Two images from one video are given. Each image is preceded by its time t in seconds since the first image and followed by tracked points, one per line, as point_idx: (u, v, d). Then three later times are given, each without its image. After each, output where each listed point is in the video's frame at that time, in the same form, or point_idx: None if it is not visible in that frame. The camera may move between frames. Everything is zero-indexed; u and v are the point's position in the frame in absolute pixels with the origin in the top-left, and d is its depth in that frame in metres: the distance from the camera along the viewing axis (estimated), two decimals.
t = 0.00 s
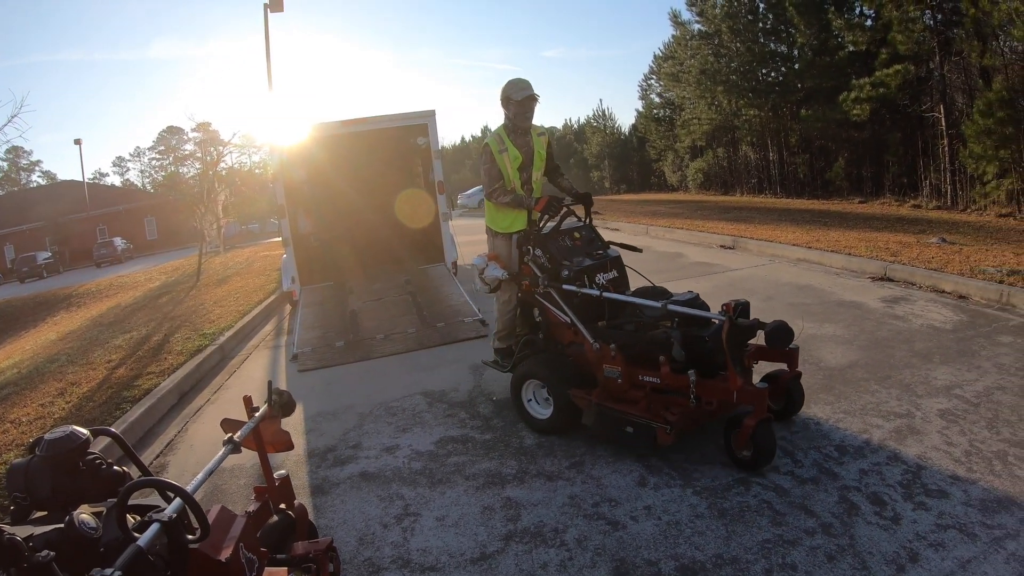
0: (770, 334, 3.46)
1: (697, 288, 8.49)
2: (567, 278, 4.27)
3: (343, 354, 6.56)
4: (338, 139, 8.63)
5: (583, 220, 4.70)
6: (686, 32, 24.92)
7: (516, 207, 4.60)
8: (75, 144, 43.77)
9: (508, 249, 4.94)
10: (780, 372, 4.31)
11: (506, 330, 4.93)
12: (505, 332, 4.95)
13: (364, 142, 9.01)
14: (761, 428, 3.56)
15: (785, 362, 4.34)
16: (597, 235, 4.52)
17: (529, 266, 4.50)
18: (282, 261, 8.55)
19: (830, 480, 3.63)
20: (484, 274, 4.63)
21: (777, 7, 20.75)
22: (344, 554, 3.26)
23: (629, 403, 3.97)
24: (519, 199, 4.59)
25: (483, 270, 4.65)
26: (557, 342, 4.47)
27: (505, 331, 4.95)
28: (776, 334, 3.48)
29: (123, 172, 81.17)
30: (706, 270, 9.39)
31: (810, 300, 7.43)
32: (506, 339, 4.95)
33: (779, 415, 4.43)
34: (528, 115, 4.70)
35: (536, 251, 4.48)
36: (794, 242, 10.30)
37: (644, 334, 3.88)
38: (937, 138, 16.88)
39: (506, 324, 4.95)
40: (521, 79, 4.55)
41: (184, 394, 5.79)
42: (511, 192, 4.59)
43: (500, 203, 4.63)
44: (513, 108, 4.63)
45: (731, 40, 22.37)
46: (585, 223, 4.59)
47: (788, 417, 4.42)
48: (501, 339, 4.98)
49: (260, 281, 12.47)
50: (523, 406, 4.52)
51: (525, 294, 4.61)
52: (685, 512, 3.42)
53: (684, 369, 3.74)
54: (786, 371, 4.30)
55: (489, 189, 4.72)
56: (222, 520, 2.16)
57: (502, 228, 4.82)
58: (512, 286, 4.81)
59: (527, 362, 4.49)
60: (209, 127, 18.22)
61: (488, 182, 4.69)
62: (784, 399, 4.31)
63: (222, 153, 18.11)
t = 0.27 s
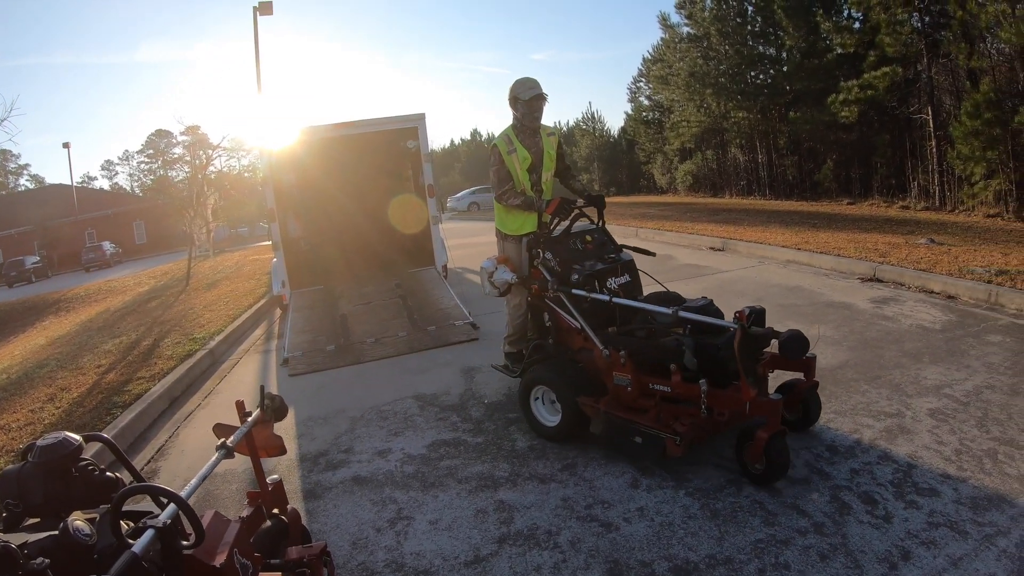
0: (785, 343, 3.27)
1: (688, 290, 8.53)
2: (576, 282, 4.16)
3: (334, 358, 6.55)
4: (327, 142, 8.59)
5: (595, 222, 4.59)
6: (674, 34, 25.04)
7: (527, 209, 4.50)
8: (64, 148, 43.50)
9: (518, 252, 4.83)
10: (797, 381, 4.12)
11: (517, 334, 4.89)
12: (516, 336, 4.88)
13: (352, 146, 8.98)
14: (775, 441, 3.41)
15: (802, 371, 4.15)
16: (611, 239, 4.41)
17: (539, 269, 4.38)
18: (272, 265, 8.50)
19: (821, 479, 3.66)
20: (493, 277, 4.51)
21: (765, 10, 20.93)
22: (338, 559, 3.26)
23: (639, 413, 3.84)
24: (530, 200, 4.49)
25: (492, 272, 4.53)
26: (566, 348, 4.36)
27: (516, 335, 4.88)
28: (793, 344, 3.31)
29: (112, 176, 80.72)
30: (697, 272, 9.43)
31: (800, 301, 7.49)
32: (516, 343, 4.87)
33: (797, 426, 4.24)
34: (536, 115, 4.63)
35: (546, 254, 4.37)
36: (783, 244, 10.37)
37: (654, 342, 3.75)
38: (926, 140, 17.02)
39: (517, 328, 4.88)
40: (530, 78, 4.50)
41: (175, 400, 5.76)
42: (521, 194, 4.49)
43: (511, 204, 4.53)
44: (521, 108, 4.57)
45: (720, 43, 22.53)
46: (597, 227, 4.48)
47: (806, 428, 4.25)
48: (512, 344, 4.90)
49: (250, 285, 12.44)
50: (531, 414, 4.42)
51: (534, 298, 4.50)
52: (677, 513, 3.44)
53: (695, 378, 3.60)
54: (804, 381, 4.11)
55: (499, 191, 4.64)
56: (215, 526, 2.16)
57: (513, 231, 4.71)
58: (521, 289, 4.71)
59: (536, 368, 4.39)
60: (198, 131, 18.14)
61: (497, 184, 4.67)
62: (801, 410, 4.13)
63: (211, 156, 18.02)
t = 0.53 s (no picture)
0: (805, 359, 3.17)
1: (675, 293, 8.58)
2: (590, 289, 4.03)
3: (322, 363, 6.54)
4: (313, 146, 8.54)
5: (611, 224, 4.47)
6: (659, 38, 25.20)
7: (540, 212, 4.42)
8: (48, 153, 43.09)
9: (531, 255, 4.78)
10: (819, 395, 3.92)
11: (532, 340, 4.83)
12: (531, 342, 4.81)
13: (337, 149, 8.94)
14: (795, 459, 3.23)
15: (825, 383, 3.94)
16: (627, 242, 4.28)
17: (552, 274, 4.25)
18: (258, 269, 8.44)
19: (811, 479, 3.69)
20: (505, 282, 4.40)
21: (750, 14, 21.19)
22: (329, 564, 3.26)
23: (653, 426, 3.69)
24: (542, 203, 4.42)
25: (503, 276, 4.43)
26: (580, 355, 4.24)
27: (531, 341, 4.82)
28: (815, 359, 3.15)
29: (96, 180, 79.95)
30: (684, 275, 9.49)
31: (786, 302, 7.56)
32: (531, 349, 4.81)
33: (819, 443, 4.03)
34: (548, 115, 4.56)
35: (561, 259, 4.24)
36: (769, 246, 10.46)
37: (670, 353, 3.60)
38: (909, 142, 17.24)
39: (532, 334, 4.81)
40: (542, 76, 4.43)
41: (162, 406, 5.71)
42: (534, 197, 4.43)
43: (524, 207, 4.46)
44: (533, 107, 4.49)
45: (705, 46, 22.73)
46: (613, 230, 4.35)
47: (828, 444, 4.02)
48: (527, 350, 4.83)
49: (236, 290, 12.38)
50: (543, 423, 4.30)
51: (548, 304, 4.37)
52: (667, 514, 3.46)
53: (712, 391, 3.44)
54: (827, 394, 3.90)
55: (512, 193, 4.58)
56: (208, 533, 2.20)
57: (527, 234, 4.65)
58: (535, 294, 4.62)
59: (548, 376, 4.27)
60: (183, 135, 18.02)
61: (510, 186, 4.58)
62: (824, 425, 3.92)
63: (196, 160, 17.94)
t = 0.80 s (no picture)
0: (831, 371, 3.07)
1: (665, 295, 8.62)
2: (602, 294, 3.83)
3: (312, 367, 6.52)
4: (302, 150, 8.53)
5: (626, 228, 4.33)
6: (648, 41, 25.34)
7: (553, 214, 4.24)
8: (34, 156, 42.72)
9: (544, 259, 4.61)
10: (841, 407, 3.70)
11: (546, 346, 4.65)
12: (544, 349, 4.69)
13: (326, 153, 8.93)
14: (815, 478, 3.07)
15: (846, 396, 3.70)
16: (644, 246, 4.13)
17: (564, 278, 4.08)
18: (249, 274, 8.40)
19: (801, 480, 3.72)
20: (517, 287, 4.24)
21: (738, 18, 21.38)
22: (322, 570, 3.24)
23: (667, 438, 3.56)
24: (557, 205, 4.23)
25: (515, 281, 4.26)
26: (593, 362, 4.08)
27: (544, 348, 4.68)
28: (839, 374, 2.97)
29: (82, 184, 79.26)
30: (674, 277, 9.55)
31: (776, 304, 7.61)
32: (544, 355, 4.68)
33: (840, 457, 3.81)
34: (561, 113, 4.40)
35: (574, 263, 4.08)
36: (759, 248, 10.53)
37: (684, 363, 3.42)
38: (896, 144, 17.42)
39: (544, 341, 4.68)
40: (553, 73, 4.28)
41: (151, 412, 5.67)
42: (547, 199, 4.24)
43: (537, 209, 4.29)
44: (546, 105, 4.35)
45: (693, 50, 22.86)
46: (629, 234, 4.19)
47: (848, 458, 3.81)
48: (539, 356, 4.69)
49: (226, 294, 12.33)
50: (554, 432, 4.18)
51: (559, 310, 4.19)
52: (659, 517, 3.48)
53: (729, 404, 3.28)
54: (848, 406, 3.67)
55: (524, 195, 4.40)
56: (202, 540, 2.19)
57: (540, 237, 4.47)
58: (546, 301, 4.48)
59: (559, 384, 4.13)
60: (171, 138, 17.94)
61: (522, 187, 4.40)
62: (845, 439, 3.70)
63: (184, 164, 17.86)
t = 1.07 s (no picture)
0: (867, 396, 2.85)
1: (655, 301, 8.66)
2: (625, 306, 3.70)
3: (303, 373, 6.51)
4: (291, 156, 8.55)
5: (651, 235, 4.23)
6: (638, 47, 25.49)
7: (576, 219, 4.13)
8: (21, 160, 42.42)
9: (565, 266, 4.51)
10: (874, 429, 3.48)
11: (565, 358, 4.57)
12: (562, 359, 4.58)
13: (316, 160, 8.96)
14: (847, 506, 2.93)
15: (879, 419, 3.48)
16: (669, 255, 3.99)
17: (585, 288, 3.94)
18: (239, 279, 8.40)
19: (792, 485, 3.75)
20: (535, 295, 4.14)
21: (728, 24, 21.58)
22: None
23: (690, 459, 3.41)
24: (580, 209, 4.12)
25: (533, 289, 4.17)
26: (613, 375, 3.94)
27: (563, 358, 4.57)
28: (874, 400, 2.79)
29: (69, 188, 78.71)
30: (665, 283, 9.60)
31: (766, 310, 7.67)
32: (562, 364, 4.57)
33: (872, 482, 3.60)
34: (584, 112, 4.39)
35: (597, 272, 3.95)
36: (748, 254, 10.60)
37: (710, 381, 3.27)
38: (884, 149, 17.63)
39: (564, 351, 4.56)
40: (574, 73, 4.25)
41: (141, 419, 5.63)
42: (569, 202, 4.17)
43: (557, 212, 4.22)
44: (567, 104, 4.34)
45: (683, 56, 22.91)
46: (653, 242, 4.07)
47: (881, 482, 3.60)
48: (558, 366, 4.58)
49: (215, 300, 12.29)
50: (572, 448, 4.05)
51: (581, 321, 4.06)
52: (651, 523, 3.50)
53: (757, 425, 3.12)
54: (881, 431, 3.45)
55: (545, 197, 4.35)
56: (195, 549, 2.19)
57: (560, 242, 4.37)
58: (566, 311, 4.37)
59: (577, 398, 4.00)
60: (160, 142, 17.87)
61: (543, 189, 4.36)
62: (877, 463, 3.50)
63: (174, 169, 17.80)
